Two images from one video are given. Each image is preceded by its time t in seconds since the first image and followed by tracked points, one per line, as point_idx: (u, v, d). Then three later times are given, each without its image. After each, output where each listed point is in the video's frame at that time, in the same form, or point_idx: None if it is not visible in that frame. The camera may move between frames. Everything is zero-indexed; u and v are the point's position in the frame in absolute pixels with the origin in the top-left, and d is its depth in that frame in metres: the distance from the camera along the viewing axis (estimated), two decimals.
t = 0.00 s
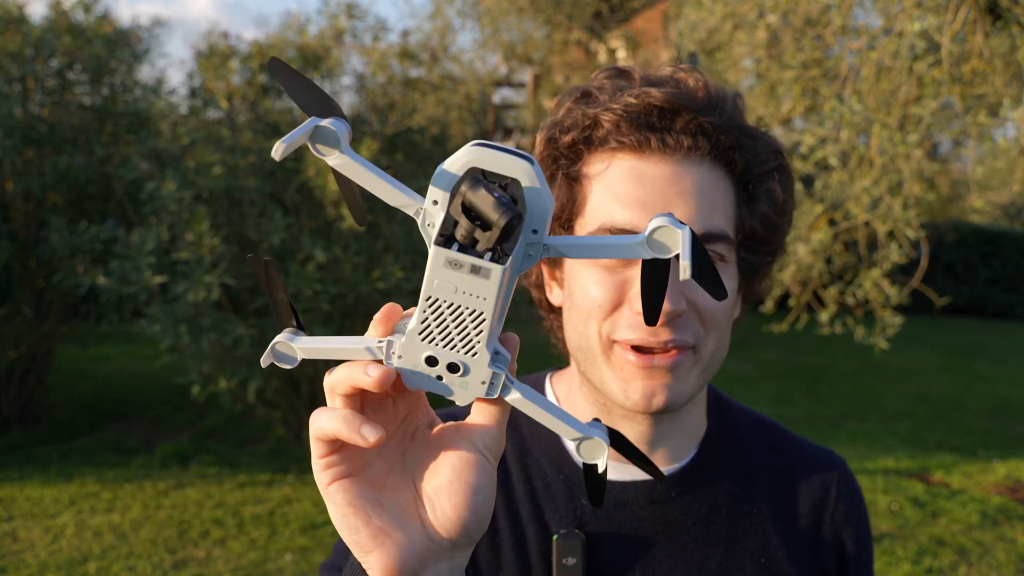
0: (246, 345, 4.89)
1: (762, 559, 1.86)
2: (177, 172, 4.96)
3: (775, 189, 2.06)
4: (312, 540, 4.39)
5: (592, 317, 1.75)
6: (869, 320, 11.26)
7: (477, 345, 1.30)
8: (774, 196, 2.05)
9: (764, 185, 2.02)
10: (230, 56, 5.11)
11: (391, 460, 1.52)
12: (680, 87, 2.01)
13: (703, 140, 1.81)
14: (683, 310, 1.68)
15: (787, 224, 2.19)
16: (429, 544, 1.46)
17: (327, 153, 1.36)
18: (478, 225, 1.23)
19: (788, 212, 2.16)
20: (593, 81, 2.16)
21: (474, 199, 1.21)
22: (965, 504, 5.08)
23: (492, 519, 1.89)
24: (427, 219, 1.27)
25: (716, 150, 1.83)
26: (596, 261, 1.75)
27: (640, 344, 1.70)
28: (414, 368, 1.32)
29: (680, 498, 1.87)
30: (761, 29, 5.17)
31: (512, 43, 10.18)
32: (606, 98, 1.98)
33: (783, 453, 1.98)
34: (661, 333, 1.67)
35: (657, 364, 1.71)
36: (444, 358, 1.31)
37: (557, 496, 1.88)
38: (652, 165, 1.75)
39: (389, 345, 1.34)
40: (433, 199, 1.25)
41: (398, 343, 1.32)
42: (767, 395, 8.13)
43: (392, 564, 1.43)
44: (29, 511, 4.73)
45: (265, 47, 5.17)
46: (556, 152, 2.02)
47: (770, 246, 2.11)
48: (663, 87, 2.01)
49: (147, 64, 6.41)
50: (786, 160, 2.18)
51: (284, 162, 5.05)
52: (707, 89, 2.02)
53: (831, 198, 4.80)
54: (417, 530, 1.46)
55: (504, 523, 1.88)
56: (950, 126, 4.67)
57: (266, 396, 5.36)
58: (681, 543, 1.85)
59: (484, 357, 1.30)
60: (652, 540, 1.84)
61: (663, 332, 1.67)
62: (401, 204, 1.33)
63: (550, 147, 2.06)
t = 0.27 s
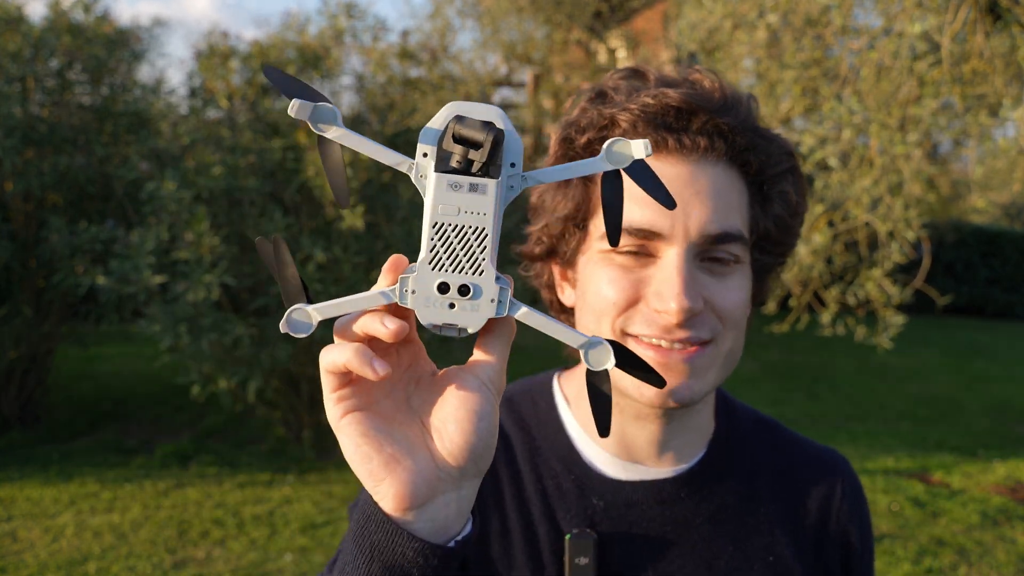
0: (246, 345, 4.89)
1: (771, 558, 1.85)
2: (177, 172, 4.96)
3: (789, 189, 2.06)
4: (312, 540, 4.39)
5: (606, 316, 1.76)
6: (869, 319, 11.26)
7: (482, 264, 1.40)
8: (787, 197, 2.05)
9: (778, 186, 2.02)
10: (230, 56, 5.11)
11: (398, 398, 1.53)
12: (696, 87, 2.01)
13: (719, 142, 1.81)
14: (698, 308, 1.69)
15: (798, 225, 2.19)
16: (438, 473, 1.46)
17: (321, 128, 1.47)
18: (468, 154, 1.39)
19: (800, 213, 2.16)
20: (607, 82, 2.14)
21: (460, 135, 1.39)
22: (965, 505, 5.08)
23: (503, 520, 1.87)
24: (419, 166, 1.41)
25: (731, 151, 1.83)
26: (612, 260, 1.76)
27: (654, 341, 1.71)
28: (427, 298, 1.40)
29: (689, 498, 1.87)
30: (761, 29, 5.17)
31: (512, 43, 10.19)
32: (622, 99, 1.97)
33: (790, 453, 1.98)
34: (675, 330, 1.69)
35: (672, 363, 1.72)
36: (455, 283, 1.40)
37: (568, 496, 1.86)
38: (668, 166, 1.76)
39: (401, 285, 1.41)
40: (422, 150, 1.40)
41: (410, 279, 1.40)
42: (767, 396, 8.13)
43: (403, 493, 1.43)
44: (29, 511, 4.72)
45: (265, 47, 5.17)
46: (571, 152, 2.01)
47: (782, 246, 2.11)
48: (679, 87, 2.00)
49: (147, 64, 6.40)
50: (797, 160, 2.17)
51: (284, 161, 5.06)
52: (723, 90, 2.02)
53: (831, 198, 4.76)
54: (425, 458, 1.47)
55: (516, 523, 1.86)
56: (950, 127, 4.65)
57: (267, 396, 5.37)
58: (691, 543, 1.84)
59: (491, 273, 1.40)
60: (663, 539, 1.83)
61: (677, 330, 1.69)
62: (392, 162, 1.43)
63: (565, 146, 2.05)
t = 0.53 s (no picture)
0: (246, 345, 4.90)
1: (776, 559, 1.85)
2: (177, 172, 4.96)
3: (786, 187, 2.05)
4: (312, 540, 4.39)
5: (597, 317, 1.77)
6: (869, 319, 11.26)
7: (513, 306, 1.29)
8: (784, 195, 2.03)
9: (773, 184, 2.01)
10: (229, 56, 5.11)
11: (418, 432, 1.52)
12: (687, 86, 2.02)
13: (707, 141, 1.83)
14: (685, 309, 1.69)
15: (801, 222, 2.18)
16: (458, 513, 1.46)
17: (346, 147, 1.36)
18: (506, 187, 1.26)
19: (799, 210, 2.15)
20: (602, 85, 2.15)
21: (497, 165, 1.25)
22: (965, 505, 5.08)
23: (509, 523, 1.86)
24: (450, 193, 1.28)
25: (719, 151, 1.85)
26: (602, 260, 1.76)
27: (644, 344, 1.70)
28: (453, 339, 1.30)
29: (694, 500, 1.86)
30: (761, 29, 5.17)
31: (512, 43, 10.19)
32: (614, 99, 1.98)
33: (793, 455, 1.99)
34: (662, 331, 1.68)
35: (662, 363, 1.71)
36: (483, 325, 1.30)
37: (575, 499, 1.87)
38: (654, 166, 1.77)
39: (426, 323, 1.32)
40: (455, 175, 1.27)
41: (435, 317, 1.31)
42: (767, 396, 8.13)
43: (422, 534, 1.44)
44: (29, 511, 4.72)
45: (265, 47, 5.17)
46: (564, 153, 2.02)
47: (783, 244, 2.08)
48: (670, 87, 2.01)
49: (147, 63, 6.39)
50: (795, 158, 2.16)
51: (284, 161, 5.06)
52: (714, 88, 2.02)
53: (830, 198, 4.72)
54: (446, 499, 1.46)
55: (522, 525, 1.85)
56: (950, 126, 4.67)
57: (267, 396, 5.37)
58: (697, 544, 1.84)
59: (521, 318, 1.30)
60: (668, 540, 1.83)
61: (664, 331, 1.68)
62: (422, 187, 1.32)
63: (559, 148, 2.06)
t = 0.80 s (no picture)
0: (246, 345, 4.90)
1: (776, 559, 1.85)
2: (178, 172, 4.96)
3: (770, 178, 2.00)
4: (312, 540, 4.39)
5: (586, 318, 1.70)
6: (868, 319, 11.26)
7: (518, 327, 1.27)
8: (767, 186, 1.99)
9: (756, 174, 1.97)
10: (229, 56, 5.10)
11: (417, 464, 1.50)
12: (663, 84, 1.99)
13: (684, 135, 1.80)
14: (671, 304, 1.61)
15: (788, 215, 2.12)
16: (455, 547, 1.43)
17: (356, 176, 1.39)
18: (509, 205, 1.28)
19: (786, 201, 2.10)
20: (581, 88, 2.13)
21: (503, 191, 1.28)
22: (965, 505, 5.08)
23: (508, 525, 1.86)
24: (456, 222, 1.29)
25: (697, 144, 1.82)
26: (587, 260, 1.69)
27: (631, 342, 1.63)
28: (456, 362, 1.27)
29: (695, 500, 1.86)
30: (761, 29, 5.17)
31: (511, 43, 10.19)
32: (591, 101, 1.96)
33: (792, 455, 1.98)
34: (648, 328, 1.60)
35: (651, 361, 1.64)
36: (485, 347, 1.27)
37: (575, 500, 1.86)
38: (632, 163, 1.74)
39: (428, 345, 1.29)
40: (461, 205, 1.29)
41: (437, 339, 1.28)
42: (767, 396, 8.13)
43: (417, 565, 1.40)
44: (29, 511, 4.72)
45: (265, 47, 5.17)
46: (546, 157, 2.00)
47: (771, 235, 2.04)
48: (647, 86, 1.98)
49: (146, 63, 6.38)
50: (779, 148, 2.12)
51: (284, 161, 5.06)
52: (690, 85, 2.00)
53: (830, 198, 4.77)
54: (443, 533, 1.43)
55: (522, 527, 1.85)
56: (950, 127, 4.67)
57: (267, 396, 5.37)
58: (699, 544, 1.83)
59: (526, 338, 1.27)
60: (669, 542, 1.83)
61: (650, 328, 1.60)
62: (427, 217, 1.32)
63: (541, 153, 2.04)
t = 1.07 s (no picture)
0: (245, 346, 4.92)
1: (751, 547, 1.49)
2: (177, 172, 4.95)
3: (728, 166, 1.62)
4: (311, 541, 4.38)
5: (551, 314, 1.38)
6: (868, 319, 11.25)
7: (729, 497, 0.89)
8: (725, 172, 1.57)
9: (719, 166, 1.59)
10: (229, 56, 5.09)
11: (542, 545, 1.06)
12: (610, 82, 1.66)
13: (634, 128, 1.44)
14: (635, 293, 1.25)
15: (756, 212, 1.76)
16: None
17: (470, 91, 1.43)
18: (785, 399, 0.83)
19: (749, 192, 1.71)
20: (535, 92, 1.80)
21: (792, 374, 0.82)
22: (965, 505, 5.07)
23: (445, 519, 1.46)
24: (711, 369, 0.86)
25: (650, 135, 1.45)
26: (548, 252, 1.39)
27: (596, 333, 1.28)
28: (651, 512, 0.89)
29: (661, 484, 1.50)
30: (761, 29, 5.17)
31: (511, 43, 10.19)
32: (542, 101, 1.64)
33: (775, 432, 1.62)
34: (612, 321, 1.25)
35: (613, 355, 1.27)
36: (687, 505, 0.89)
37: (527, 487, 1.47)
38: (585, 161, 1.40)
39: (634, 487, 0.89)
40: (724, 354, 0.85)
41: (648, 486, 0.89)
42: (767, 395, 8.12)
43: None
44: (29, 511, 4.72)
45: (265, 47, 5.16)
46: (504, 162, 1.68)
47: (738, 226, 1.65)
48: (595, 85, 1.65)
49: (146, 63, 6.38)
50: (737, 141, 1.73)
51: (283, 161, 5.05)
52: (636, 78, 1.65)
53: (831, 198, 4.75)
54: None
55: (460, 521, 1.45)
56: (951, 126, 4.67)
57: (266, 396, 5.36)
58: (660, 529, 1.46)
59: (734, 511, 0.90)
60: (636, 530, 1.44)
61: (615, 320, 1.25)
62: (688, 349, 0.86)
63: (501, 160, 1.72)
